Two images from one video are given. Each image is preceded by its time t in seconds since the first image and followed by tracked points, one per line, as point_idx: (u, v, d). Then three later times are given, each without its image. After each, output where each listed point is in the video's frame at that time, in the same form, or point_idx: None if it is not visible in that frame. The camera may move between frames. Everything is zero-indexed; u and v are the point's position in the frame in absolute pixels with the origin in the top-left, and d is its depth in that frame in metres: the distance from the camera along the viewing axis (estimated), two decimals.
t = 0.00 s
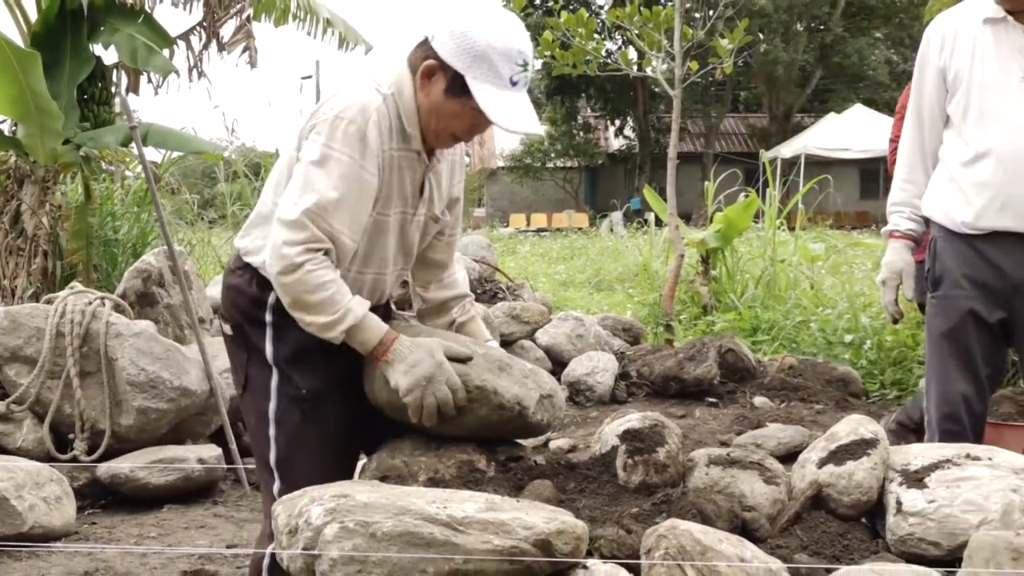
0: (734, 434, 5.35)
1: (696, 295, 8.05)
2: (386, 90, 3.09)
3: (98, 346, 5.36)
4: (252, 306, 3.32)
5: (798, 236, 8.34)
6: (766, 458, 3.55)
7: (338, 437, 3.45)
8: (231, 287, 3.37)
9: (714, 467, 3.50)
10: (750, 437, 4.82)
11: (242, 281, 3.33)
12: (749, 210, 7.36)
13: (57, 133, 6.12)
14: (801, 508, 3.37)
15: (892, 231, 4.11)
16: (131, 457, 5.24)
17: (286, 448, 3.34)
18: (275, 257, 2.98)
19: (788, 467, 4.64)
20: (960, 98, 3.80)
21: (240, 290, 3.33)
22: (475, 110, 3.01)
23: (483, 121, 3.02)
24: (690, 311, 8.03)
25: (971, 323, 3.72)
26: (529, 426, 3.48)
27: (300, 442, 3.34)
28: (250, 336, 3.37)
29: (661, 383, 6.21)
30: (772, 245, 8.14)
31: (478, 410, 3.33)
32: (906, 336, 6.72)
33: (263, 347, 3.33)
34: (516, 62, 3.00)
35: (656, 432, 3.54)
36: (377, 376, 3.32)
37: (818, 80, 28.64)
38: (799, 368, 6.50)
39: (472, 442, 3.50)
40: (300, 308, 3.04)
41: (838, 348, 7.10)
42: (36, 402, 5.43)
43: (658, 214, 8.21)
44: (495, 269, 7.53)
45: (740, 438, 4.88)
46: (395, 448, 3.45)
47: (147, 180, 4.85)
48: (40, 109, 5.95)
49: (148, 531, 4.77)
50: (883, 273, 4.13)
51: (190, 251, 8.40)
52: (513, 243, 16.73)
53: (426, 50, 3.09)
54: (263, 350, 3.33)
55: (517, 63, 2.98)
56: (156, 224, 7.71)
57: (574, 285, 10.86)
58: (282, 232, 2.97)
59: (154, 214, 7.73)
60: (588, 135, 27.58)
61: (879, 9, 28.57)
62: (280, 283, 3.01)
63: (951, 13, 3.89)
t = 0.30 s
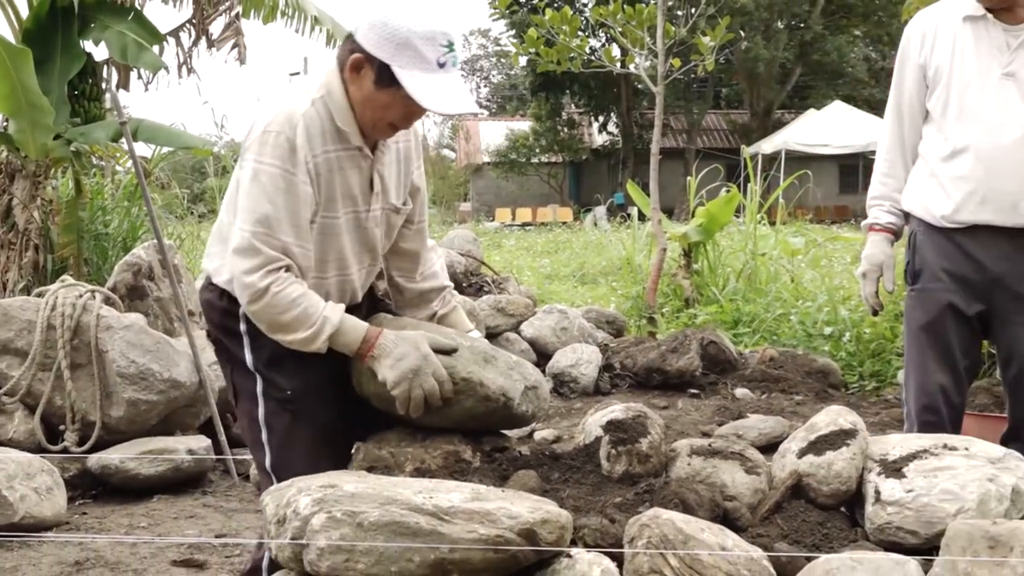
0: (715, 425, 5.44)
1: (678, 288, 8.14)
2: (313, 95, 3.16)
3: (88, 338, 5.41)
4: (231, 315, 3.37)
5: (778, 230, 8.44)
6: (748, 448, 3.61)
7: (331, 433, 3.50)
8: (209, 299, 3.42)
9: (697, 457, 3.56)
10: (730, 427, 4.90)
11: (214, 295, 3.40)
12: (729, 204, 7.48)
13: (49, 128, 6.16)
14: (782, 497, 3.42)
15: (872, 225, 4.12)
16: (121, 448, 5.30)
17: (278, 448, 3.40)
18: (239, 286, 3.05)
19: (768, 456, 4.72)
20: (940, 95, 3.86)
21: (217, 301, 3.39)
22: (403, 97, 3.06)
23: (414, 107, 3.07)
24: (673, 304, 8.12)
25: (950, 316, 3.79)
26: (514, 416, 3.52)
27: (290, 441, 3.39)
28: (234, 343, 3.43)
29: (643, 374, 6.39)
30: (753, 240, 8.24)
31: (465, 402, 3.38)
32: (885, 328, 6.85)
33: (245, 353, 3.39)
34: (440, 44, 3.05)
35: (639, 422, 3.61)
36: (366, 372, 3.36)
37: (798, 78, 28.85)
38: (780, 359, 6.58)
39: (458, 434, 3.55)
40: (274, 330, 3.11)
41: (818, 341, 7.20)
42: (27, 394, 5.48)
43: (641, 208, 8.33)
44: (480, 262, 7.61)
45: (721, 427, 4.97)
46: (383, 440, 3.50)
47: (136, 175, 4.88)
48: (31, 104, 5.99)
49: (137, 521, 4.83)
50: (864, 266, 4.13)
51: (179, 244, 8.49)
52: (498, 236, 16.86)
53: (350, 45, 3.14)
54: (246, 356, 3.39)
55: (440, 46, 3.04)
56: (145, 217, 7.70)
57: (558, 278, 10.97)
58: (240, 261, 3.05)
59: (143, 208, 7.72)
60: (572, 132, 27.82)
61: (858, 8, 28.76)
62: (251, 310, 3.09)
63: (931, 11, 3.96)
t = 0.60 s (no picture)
0: (701, 420, 5.49)
1: (666, 282, 8.15)
2: (321, 111, 3.20)
3: (79, 332, 5.42)
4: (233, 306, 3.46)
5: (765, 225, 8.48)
6: (734, 441, 3.64)
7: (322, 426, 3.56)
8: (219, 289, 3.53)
9: (683, 451, 3.60)
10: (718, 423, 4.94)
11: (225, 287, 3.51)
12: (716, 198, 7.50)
13: (39, 123, 6.15)
14: (768, 490, 3.45)
15: (861, 220, 4.15)
16: (112, 441, 5.32)
17: (267, 438, 3.47)
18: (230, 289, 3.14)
19: (755, 450, 4.77)
20: (927, 92, 3.90)
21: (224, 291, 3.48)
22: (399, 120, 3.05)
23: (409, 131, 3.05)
24: (660, 298, 8.14)
25: (937, 310, 3.82)
26: (501, 409, 3.54)
27: (279, 432, 3.46)
28: (235, 334, 3.52)
29: (632, 368, 6.41)
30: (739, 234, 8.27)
31: (456, 394, 3.40)
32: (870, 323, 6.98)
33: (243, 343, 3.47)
34: (432, 66, 3.03)
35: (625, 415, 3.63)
36: (355, 367, 3.38)
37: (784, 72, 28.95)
38: (767, 353, 6.61)
39: (448, 427, 3.57)
40: (264, 330, 3.17)
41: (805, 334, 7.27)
42: (18, 387, 5.49)
43: (628, 202, 8.35)
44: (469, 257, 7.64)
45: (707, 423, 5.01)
46: (372, 433, 3.52)
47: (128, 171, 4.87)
48: (21, 98, 5.99)
49: (129, 514, 4.85)
50: (853, 260, 4.15)
51: (169, 238, 8.55)
52: (485, 231, 16.90)
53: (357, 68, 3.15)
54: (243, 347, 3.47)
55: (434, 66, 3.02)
56: (136, 212, 7.77)
57: (546, 272, 11.02)
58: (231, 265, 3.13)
59: (134, 203, 7.78)
60: (560, 126, 27.89)
61: (843, 3, 28.83)
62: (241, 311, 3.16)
63: (918, 7, 3.99)
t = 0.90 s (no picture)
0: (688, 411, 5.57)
1: (653, 277, 8.22)
2: (359, 101, 3.28)
3: (76, 326, 5.48)
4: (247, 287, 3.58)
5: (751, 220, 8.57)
6: (720, 433, 3.70)
7: (318, 411, 3.64)
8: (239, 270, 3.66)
9: (670, 442, 3.67)
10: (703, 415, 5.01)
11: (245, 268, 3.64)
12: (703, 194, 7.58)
13: (37, 120, 6.20)
14: (754, 480, 3.50)
15: (847, 217, 4.19)
16: (108, 433, 5.38)
17: (263, 415, 3.57)
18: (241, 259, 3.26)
19: (740, 440, 4.84)
20: (913, 90, 3.95)
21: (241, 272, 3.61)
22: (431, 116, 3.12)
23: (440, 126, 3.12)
24: (648, 293, 8.22)
25: (921, 304, 3.89)
26: (491, 401, 3.61)
27: (274, 411, 3.55)
28: (247, 313, 3.64)
29: (620, 360, 6.48)
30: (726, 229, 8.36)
31: (447, 384, 3.45)
32: (854, 316, 7.06)
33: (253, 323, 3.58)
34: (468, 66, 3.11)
35: (614, 408, 3.71)
36: (346, 358, 3.43)
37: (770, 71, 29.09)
38: (753, 346, 6.68)
39: (439, 419, 3.64)
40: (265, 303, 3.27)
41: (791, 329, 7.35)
42: (16, 380, 5.55)
43: (617, 198, 8.42)
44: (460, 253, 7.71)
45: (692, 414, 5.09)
46: (365, 425, 3.57)
47: (125, 168, 4.91)
48: (19, 95, 6.04)
49: (124, 505, 4.91)
50: (841, 257, 4.19)
51: (165, 234, 8.69)
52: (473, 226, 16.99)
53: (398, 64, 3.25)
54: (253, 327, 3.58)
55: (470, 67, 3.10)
56: (132, 208, 7.82)
57: (535, 267, 11.10)
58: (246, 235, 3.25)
59: (130, 199, 7.83)
60: (550, 123, 27.97)
61: (828, 3, 29.09)
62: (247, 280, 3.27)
63: (903, 8, 4.04)
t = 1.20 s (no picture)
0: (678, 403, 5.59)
1: (644, 269, 8.25)
2: (378, 101, 3.27)
3: (67, 318, 5.48)
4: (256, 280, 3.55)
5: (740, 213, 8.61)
6: (710, 424, 3.72)
7: (322, 401, 3.66)
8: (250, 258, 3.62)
9: (660, 434, 3.69)
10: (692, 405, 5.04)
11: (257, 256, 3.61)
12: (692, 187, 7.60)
13: (28, 113, 6.22)
14: (743, 471, 3.52)
15: (838, 210, 4.19)
16: (99, 425, 5.40)
17: (269, 405, 3.60)
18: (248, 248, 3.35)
19: (730, 431, 4.87)
20: (903, 83, 3.96)
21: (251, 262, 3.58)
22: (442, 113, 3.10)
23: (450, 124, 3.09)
24: (638, 285, 8.25)
25: (910, 296, 3.91)
26: (481, 390, 3.63)
27: (280, 403, 3.58)
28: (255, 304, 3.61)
29: (610, 352, 6.53)
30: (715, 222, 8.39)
31: (437, 372, 3.47)
32: (842, 308, 7.09)
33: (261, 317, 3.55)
34: (479, 64, 3.09)
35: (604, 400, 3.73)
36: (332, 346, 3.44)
37: (760, 64, 29.12)
38: (742, 338, 6.70)
39: (429, 410, 3.66)
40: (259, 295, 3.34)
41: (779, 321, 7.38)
42: (8, 372, 5.56)
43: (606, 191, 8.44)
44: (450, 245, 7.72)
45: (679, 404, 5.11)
46: (356, 417, 3.59)
47: (115, 159, 4.90)
48: (10, 88, 6.04)
49: (115, 497, 4.92)
50: (831, 249, 4.18)
51: (155, 226, 8.68)
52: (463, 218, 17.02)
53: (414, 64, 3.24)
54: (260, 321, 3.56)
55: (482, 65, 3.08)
56: (124, 201, 7.82)
57: (525, 259, 11.13)
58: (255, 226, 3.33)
59: (122, 191, 7.83)
60: (540, 116, 27.97)
61: None
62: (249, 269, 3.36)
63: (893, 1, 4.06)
